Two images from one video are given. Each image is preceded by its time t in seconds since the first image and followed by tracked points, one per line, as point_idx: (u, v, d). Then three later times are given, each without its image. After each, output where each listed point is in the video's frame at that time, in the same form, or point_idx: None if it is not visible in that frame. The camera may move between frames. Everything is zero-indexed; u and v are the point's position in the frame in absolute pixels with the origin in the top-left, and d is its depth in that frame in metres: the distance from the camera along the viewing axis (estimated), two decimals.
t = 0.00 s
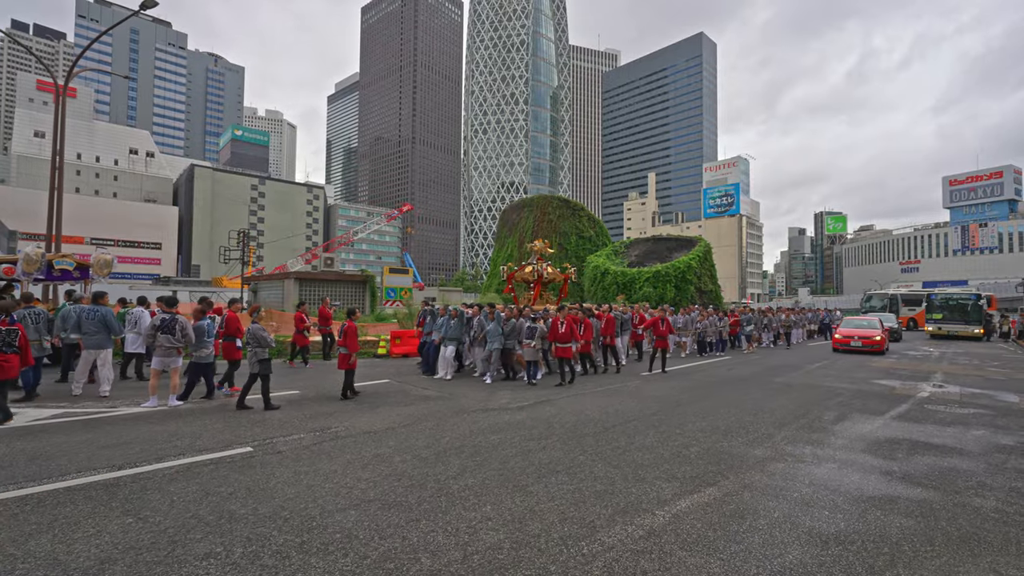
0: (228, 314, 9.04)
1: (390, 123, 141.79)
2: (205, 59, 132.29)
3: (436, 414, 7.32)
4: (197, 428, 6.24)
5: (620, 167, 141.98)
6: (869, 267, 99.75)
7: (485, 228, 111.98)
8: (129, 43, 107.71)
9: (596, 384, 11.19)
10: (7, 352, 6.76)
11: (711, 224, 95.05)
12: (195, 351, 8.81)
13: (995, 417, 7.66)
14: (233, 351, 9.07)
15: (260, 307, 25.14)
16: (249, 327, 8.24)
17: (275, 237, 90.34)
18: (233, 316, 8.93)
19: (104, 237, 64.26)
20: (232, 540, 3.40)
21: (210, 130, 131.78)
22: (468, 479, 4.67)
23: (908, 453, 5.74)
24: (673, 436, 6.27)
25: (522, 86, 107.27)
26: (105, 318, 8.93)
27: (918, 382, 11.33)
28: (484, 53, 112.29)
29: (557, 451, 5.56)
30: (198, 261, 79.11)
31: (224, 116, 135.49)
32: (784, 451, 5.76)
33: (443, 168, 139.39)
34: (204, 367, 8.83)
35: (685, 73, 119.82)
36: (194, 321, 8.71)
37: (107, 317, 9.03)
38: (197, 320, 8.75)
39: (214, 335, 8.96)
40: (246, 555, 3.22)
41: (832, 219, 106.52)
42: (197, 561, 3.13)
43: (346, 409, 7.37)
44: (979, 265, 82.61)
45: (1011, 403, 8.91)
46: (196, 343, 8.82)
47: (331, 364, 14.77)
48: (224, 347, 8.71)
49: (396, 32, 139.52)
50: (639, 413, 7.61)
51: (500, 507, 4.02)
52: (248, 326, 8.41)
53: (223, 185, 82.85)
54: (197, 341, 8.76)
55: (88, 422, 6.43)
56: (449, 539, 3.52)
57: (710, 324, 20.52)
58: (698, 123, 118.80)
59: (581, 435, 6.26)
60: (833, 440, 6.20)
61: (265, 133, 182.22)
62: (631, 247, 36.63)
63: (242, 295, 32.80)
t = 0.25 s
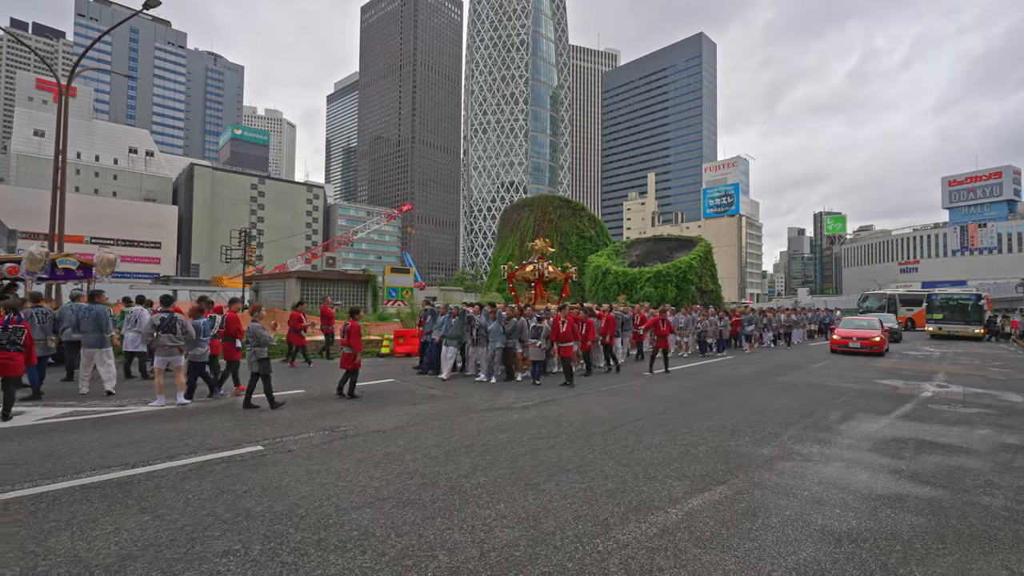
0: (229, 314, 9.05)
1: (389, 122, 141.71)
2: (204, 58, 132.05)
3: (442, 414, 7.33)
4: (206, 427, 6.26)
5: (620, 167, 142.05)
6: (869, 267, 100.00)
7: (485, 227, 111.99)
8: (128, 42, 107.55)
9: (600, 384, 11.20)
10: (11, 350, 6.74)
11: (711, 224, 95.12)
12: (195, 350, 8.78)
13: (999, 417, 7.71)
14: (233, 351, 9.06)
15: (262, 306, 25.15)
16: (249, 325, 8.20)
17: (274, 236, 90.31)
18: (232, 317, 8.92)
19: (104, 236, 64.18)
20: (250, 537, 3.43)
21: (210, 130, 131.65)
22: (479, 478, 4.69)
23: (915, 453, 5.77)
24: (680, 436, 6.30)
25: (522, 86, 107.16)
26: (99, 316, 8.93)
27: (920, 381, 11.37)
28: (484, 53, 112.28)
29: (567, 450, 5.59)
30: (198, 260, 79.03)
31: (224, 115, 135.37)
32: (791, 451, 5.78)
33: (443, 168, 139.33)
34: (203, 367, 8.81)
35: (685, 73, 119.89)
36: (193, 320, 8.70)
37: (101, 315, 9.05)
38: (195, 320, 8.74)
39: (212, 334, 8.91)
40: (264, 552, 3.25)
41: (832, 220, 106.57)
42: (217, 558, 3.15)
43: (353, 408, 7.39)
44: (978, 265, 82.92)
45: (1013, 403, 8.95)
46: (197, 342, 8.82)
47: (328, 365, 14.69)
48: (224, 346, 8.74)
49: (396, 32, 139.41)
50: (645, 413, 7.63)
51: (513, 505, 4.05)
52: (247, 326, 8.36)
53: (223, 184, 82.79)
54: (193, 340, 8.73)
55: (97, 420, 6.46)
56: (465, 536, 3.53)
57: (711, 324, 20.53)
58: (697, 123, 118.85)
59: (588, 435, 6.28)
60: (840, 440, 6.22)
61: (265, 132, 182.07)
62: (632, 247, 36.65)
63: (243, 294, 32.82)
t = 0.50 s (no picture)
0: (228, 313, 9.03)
1: (389, 122, 141.62)
2: (203, 57, 131.86)
3: (448, 413, 7.36)
4: (214, 426, 6.28)
5: (620, 166, 142.05)
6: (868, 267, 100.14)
7: (485, 227, 111.99)
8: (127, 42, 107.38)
9: (603, 384, 11.21)
10: (8, 349, 6.74)
11: (710, 224, 95.19)
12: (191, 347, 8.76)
13: (1002, 415, 7.74)
14: (231, 350, 9.05)
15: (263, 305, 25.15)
16: (249, 323, 8.17)
17: (274, 236, 90.27)
18: (230, 317, 8.89)
19: (103, 236, 64.15)
20: (264, 535, 3.44)
21: (209, 129, 131.55)
22: (488, 476, 4.71)
23: (921, 451, 5.79)
24: (687, 434, 6.32)
25: (522, 85, 106.99)
26: (99, 313, 9.02)
27: (923, 380, 11.39)
28: (484, 52, 112.14)
29: (574, 449, 5.61)
30: (197, 260, 79.01)
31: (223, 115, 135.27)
32: (798, 449, 5.79)
33: (442, 167, 139.23)
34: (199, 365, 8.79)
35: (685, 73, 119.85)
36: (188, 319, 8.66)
37: (100, 312, 9.13)
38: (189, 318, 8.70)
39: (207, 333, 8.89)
40: (279, 549, 3.26)
41: (831, 219, 106.57)
42: (232, 556, 3.16)
43: (359, 407, 7.41)
44: (977, 265, 83.04)
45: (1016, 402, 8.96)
46: (194, 341, 8.82)
47: (327, 364, 14.52)
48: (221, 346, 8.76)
49: (396, 31, 139.26)
50: (650, 411, 7.66)
51: (525, 504, 4.07)
52: (248, 325, 8.33)
53: (222, 184, 82.81)
54: (191, 339, 8.72)
55: (104, 419, 6.47)
56: (478, 534, 3.55)
57: (711, 323, 20.51)
58: (697, 123, 118.88)
59: (595, 433, 6.31)
60: (846, 439, 6.24)
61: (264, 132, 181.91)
62: (632, 247, 36.65)
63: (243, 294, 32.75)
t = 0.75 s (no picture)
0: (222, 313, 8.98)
1: (388, 121, 141.52)
2: (202, 57, 131.70)
3: (451, 413, 7.36)
4: (218, 426, 6.29)
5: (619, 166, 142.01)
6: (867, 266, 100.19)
7: (485, 226, 111.95)
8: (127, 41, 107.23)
9: (605, 384, 11.22)
10: None
11: (710, 223, 95.20)
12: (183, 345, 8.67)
13: (1004, 414, 7.74)
14: (226, 350, 9.01)
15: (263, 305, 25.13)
16: (248, 323, 8.11)
17: (274, 236, 90.23)
18: (226, 316, 8.85)
19: (103, 236, 64.18)
20: (269, 536, 3.44)
21: (209, 129, 131.42)
22: (492, 476, 4.71)
23: (924, 451, 5.78)
24: (690, 434, 6.31)
25: (521, 85, 106.83)
26: (103, 314, 9.04)
27: (924, 380, 11.41)
28: (483, 52, 111.96)
29: (578, 449, 5.61)
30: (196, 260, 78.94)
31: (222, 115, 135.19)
32: (802, 449, 5.78)
33: (442, 167, 139.14)
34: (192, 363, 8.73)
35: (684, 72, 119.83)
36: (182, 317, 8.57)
37: (103, 313, 9.14)
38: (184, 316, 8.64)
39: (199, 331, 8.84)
40: (285, 550, 3.25)
41: (831, 219, 106.46)
42: (238, 557, 3.15)
43: (360, 407, 7.40)
44: (976, 264, 83.08)
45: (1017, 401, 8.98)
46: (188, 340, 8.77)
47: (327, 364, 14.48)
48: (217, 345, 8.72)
49: (395, 31, 139.14)
50: (653, 411, 7.66)
51: (529, 504, 4.06)
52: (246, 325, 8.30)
53: (222, 184, 82.86)
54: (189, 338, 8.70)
55: (107, 419, 6.46)
56: (483, 534, 3.54)
57: (710, 322, 20.49)
58: (696, 122, 118.87)
59: (598, 433, 6.30)
60: (849, 438, 6.24)
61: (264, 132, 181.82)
62: (632, 247, 36.62)
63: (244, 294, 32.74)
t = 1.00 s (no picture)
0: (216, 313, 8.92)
1: (388, 121, 141.50)
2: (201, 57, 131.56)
3: (450, 413, 7.35)
4: (218, 426, 6.29)
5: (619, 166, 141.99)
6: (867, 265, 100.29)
7: (485, 226, 111.95)
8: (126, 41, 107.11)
9: (604, 384, 11.22)
10: None
11: (710, 223, 95.20)
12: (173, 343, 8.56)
13: (1005, 414, 7.74)
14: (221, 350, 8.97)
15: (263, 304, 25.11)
16: (243, 323, 8.06)
17: (274, 236, 90.20)
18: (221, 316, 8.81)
19: (104, 235, 64.24)
20: (271, 537, 3.44)
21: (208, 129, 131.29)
22: (492, 477, 4.72)
23: (924, 451, 5.78)
24: (691, 434, 6.30)
25: (521, 84, 106.81)
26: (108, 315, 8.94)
27: (924, 380, 11.41)
28: (483, 51, 111.96)
29: (579, 450, 5.62)
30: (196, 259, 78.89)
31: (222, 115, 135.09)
32: (803, 449, 5.77)
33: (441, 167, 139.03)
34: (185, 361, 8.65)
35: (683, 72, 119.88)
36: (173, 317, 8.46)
37: (107, 314, 9.06)
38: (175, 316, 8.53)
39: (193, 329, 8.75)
40: (285, 551, 3.26)
41: (831, 219, 106.46)
42: (240, 557, 3.15)
43: (359, 408, 7.39)
44: (975, 263, 83.22)
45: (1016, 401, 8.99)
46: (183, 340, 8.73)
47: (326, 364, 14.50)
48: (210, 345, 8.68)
49: (395, 31, 139.12)
50: (653, 411, 7.66)
51: (530, 505, 4.06)
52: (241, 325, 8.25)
53: (222, 184, 82.90)
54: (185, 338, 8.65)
55: (107, 420, 6.46)
56: (483, 535, 3.54)
57: (709, 322, 20.47)
58: (696, 122, 118.91)
59: (598, 433, 6.30)
60: (850, 438, 6.23)
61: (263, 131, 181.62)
62: (632, 247, 36.63)
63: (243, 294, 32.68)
